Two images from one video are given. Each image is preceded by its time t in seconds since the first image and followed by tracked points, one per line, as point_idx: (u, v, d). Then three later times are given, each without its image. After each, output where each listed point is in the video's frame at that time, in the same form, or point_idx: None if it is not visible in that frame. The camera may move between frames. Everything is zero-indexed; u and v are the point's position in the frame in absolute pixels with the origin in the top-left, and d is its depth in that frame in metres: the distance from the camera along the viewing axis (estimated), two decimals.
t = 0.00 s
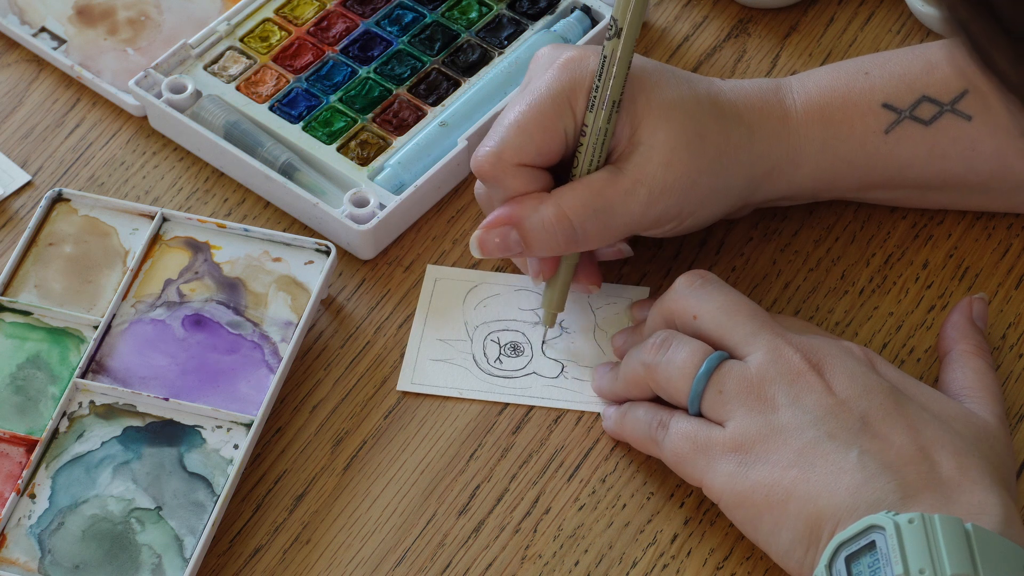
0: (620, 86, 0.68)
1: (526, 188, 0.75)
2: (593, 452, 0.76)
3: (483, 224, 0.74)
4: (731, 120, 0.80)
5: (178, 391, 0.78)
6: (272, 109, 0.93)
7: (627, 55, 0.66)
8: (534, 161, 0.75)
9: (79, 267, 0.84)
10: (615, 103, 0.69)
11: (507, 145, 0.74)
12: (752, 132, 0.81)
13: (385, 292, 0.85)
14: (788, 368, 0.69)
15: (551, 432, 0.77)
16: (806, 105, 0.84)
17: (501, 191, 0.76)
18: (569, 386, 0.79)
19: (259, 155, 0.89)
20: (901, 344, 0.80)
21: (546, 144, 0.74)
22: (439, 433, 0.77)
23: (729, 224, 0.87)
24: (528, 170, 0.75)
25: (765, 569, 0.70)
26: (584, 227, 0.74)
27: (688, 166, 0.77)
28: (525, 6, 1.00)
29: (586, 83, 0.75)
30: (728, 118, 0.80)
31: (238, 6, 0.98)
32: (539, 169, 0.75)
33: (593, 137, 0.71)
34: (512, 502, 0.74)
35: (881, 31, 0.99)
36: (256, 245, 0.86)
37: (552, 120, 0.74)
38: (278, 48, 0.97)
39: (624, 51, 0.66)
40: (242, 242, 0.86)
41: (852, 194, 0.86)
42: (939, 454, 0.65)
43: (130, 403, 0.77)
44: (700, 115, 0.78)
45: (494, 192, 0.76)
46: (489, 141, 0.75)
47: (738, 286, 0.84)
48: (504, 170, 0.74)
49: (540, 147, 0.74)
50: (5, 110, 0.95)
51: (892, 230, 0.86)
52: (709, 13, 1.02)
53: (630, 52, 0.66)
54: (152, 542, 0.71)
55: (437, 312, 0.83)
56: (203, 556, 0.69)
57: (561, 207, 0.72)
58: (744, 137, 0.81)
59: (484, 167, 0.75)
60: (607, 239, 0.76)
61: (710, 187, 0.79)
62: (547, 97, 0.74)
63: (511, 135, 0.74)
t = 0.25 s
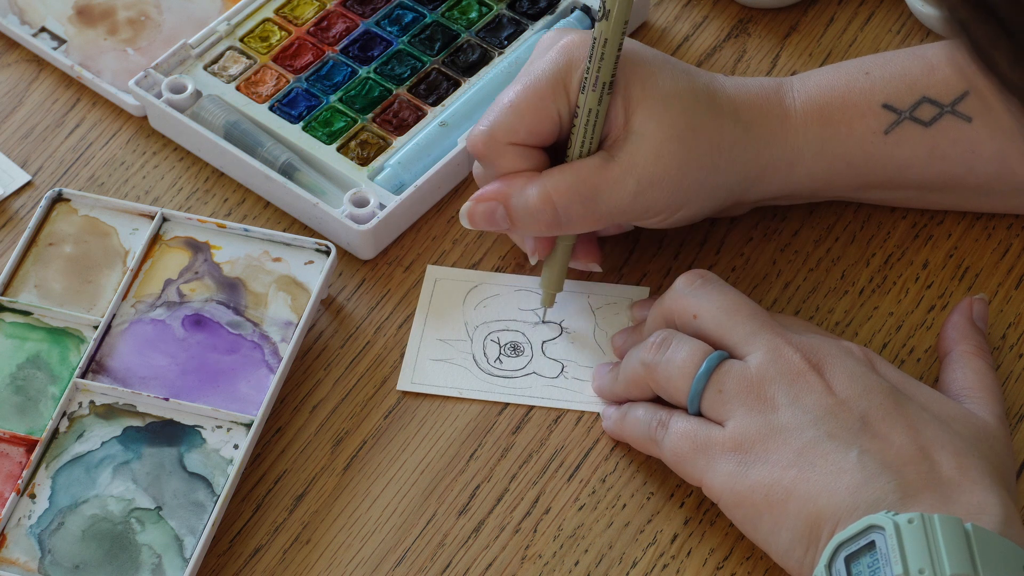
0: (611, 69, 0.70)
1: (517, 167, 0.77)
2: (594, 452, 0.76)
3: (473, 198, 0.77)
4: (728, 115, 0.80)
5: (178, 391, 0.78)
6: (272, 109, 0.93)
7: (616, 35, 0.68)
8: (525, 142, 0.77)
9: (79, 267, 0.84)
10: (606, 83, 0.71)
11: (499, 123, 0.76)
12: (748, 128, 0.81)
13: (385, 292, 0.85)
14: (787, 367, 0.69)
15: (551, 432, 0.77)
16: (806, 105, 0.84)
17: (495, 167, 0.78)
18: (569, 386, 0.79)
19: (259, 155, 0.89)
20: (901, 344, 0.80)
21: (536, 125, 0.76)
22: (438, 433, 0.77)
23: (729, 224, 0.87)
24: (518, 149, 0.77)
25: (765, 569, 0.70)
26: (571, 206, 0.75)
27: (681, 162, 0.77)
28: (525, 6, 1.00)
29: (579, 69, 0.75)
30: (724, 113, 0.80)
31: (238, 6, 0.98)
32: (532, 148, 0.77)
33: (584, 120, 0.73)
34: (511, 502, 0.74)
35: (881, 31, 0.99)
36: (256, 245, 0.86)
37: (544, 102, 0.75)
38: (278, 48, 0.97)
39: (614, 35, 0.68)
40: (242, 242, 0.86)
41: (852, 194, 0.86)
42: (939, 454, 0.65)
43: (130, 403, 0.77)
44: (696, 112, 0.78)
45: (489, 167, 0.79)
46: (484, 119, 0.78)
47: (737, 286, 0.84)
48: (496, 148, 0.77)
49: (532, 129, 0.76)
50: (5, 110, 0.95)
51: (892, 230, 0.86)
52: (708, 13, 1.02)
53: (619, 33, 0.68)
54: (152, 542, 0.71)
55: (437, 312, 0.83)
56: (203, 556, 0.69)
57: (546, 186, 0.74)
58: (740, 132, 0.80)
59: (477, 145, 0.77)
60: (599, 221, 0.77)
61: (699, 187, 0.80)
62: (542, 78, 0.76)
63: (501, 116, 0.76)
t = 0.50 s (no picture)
0: (598, 120, 0.70)
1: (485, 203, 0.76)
2: (594, 452, 0.76)
3: (445, 245, 0.72)
4: (706, 142, 0.80)
5: (177, 391, 0.78)
6: (273, 109, 0.93)
7: (613, 86, 0.69)
8: (496, 176, 0.76)
9: (79, 267, 0.84)
10: (590, 134, 0.71)
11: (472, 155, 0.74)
12: (727, 154, 0.81)
13: (385, 292, 0.85)
14: (787, 367, 0.69)
15: (551, 432, 0.77)
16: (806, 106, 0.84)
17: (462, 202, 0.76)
18: (569, 386, 0.79)
19: (259, 155, 0.89)
20: (900, 344, 0.80)
21: (510, 159, 0.75)
22: (438, 433, 0.77)
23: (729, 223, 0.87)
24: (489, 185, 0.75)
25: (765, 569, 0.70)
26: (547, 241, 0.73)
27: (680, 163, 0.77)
28: (525, 6, 1.00)
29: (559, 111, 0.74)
30: (701, 140, 0.80)
31: (238, 6, 0.98)
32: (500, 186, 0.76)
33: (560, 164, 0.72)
34: (511, 502, 0.74)
35: (881, 31, 0.99)
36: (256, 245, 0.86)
37: (520, 136, 0.74)
38: (278, 48, 0.97)
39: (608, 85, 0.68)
40: (241, 242, 0.86)
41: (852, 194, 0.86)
42: (939, 454, 0.65)
43: (130, 403, 0.77)
44: (673, 139, 0.78)
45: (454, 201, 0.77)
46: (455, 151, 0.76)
47: (737, 286, 0.84)
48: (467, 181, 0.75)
49: (505, 164, 0.75)
50: (5, 110, 0.95)
51: (891, 230, 0.86)
52: (708, 13, 1.02)
53: (614, 85, 0.69)
54: (152, 542, 0.71)
55: (437, 312, 0.83)
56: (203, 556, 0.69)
57: (526, 225, 0.72)
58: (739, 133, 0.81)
59: (447, 176, 0.76)
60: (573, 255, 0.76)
61: (699, 186, 0.80)
62: (520, 112, 0.74)
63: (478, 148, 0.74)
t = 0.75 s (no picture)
0: (598, 82, 0.70)
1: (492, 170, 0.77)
2: (594, 453, 0.76)
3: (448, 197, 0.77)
4: (712, 131, 0.80)
5: (177, 391, 0.78)
6: (273, 109, 0.93)
7: (606, 51, 0.68)
8: (502, 146, 0.77)
9: (79, 267, 0.84)
10: (591, 96, 0.71)
11: (475, 125, 0.76)
12: (734, 142, 0.81)
13: (385, 292, 0.85)
14: (787, 367, 0.69)
15: (550, 432, 0.77)
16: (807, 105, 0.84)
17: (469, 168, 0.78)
18: (569, 386, 0.79)
19: (259, 155, 0.89)
20: (901, 344, 0.80)
21: (516, 129, 0.76)
22: (438, 433, 0.77)
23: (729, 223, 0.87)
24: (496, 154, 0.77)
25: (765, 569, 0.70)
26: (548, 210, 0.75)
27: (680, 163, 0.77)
28: (525, 6, 1.00)
29: (567, 78, 0.75)
30: (709, 128, 0.80)
31: (238, 6, 0.98)
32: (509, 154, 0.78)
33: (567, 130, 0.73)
34: (511, 502, 0.74)
35: (881, 31, 0.99)
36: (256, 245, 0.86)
37: (525, 107, 0.75)
38: (278, 48, 0.97)
39: (604, 46, 0.68)
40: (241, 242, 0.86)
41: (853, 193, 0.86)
42: (939, 454, 0.65)
43: (130, 403, 0.77)
44: (680, 126, 0.78)
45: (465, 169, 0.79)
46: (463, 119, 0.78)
47: (737, 286, 0.84)
48: (473, 149, 0.77)
49: (510, 133, 0.76)
50: (5, 110, 0.96)
51: (891, 230, 0.86)
52: (709, 12, 1.02)
53: (609, 48, 0.68)
54: (152, 542, 0.71)
55: (437, 312, 0.83)
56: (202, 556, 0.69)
57: (521, 192, 0.74)
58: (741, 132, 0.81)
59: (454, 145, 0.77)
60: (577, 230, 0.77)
61: (698, 187, 0.80)
62: (526, 82, 0.75)
63: (481, 118, 0.76)
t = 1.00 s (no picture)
0: (604, 107, 0.71)
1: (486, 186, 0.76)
2: (594, 452, 0.76)
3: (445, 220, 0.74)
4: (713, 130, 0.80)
5: (177, 391, 0.78)
6: (273, 109, 0.93)
7: (618, 76, 0.69)
8: (496, 159, 0.76)
9: (79, 267, 0.84)
10: (595, 120, 0.71)
11: (475, 138, 0.75)
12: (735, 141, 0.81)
13: (385, 292, 0.85)
14: (787, 367, 0.69)
15: (550, 432, 0.77)
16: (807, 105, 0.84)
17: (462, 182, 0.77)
18: (569, 386, 0.79)
19: (259, 155, 0.89)
20: (900, 344, 0.80)
21: (513, 144, 0.75)
22: (438, 433, 0.77)
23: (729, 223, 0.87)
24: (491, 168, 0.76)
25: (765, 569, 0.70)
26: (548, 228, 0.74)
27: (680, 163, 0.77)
28: (525, 6, 1.00)
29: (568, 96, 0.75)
30: (708, 137, 0.80)
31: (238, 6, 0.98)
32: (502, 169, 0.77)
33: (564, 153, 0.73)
34: (511, 502, 0.74)
35: (881, 31, 0.99)
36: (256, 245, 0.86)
37: (524, 122, 0.74)
38: (278, 48, 0.97)
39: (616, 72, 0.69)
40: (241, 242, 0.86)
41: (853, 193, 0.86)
42: (939, 454, 0.65)
43: (130, 403, 0.77)
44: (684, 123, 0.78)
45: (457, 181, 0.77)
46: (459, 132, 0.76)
47: (738, 286, 0.84)
48: (469, 162, 0.75)
49: (506, 148, 0.75)
50: (5, 110, 0.96)
51: (891, 230, 0.86)
52: (709, 12, 1.02)
53: (620, 75, 0.69)
54: (152, 542, 0.71)
55: (438, 311, 0.83)
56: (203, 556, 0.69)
57: (524, 209, 0.73)
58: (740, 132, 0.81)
59: (451, 156, 0.76)
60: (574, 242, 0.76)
61: (698, 187, 0.80)
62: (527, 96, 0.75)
63: (481, 131, 0.75)
